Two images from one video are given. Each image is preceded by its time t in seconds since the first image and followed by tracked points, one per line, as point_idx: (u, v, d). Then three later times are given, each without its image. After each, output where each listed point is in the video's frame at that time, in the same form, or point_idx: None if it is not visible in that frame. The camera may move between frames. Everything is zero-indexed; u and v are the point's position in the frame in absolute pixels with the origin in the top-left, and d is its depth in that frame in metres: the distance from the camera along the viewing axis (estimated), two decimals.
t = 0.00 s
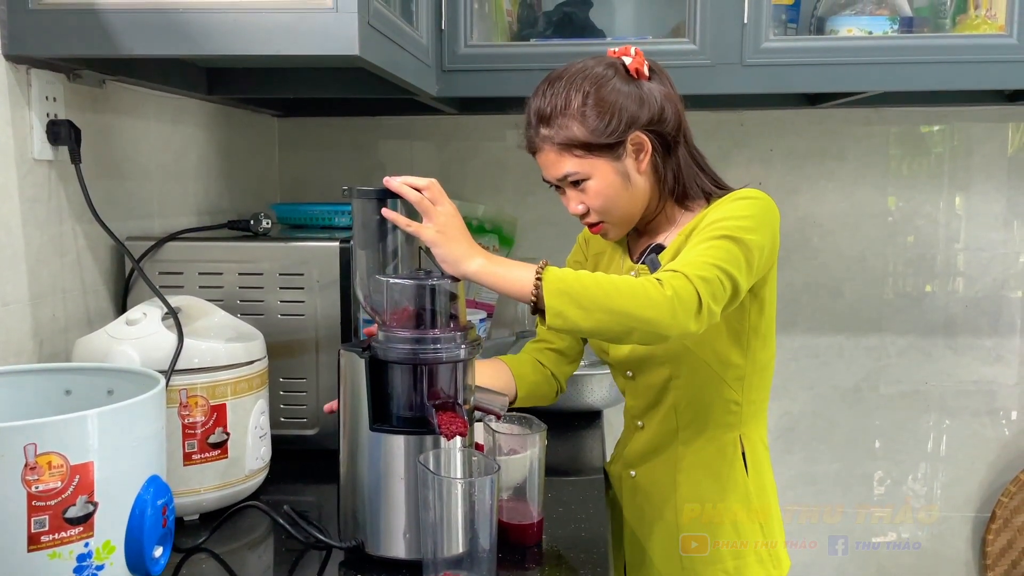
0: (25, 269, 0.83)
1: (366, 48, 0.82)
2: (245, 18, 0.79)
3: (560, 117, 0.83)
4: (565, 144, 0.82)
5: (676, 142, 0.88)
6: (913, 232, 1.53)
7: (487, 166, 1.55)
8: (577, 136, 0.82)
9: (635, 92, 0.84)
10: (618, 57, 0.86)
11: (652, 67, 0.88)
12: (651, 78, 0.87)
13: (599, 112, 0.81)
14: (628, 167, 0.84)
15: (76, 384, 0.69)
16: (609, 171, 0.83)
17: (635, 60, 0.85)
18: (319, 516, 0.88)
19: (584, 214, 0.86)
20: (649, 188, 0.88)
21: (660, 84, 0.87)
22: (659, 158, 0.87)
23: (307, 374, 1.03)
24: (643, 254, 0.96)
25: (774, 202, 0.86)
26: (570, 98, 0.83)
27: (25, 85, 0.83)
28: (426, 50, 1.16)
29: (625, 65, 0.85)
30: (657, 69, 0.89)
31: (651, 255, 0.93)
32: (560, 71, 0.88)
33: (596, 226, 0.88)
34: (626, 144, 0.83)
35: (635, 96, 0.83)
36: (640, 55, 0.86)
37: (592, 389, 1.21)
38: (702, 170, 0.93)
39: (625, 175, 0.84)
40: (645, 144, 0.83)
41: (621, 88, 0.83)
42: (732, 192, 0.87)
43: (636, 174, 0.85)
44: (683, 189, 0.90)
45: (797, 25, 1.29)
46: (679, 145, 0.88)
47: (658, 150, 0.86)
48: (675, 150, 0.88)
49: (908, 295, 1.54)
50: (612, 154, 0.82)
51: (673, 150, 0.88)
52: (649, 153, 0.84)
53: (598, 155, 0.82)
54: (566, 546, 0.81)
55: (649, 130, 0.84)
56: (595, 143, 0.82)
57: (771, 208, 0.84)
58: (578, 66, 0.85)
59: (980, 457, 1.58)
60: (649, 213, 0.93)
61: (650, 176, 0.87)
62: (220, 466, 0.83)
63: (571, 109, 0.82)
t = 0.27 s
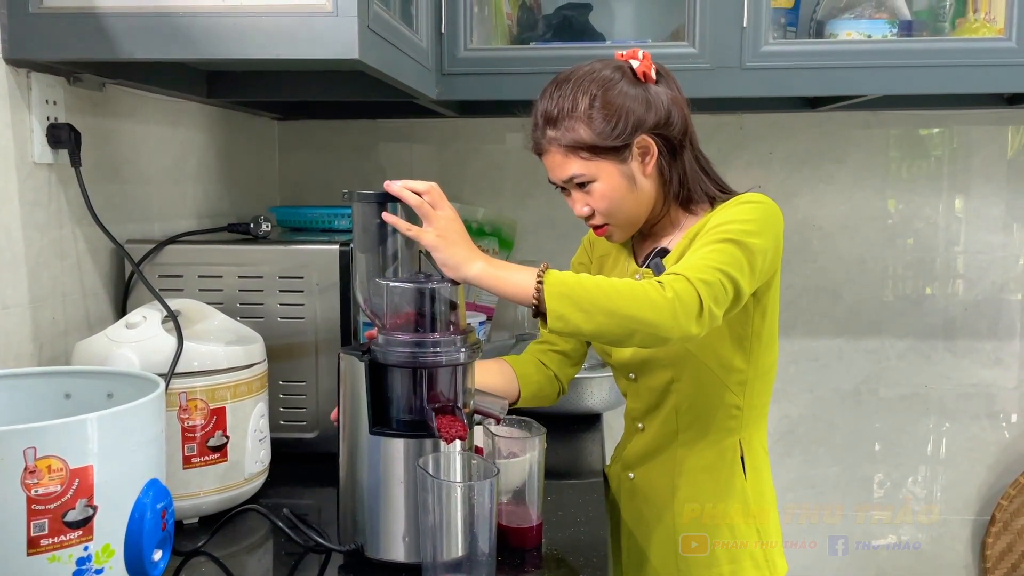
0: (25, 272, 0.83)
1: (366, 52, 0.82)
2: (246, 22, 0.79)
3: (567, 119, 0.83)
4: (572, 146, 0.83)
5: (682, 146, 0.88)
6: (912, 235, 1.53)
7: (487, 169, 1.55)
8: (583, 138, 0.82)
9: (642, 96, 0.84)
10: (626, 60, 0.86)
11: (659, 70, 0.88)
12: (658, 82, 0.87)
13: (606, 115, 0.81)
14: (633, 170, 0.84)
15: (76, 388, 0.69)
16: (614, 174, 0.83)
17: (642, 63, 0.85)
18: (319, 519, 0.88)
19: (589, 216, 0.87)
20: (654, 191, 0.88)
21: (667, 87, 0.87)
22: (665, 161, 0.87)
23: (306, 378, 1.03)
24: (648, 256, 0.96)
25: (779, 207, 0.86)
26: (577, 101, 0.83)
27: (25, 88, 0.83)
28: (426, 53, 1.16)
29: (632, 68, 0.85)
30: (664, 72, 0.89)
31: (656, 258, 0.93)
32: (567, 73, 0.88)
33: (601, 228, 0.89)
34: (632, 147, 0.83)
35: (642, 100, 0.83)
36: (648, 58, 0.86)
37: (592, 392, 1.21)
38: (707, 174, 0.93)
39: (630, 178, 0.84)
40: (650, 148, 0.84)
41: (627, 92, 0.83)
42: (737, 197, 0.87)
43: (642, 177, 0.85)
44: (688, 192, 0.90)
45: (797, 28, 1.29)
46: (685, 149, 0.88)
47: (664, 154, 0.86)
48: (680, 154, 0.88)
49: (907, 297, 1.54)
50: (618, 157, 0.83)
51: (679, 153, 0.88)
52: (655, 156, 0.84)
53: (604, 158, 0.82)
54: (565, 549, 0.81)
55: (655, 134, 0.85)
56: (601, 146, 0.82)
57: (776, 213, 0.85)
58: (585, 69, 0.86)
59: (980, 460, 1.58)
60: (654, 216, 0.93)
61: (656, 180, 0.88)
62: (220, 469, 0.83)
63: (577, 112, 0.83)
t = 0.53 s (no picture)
0: (25, 275, 0.83)
1: (367, 55, 0.82)
2: (246, 25, 0.79)
3: (567, 123, 0.83)
4: (573, 150, 0.82)
5: (682, 149, 0.88)
6: (912, 237, 1.53)
7: (487, 172, 1.55)
8: (584, 142, 0.82)
9: (642, 99, 0.84)
10: (625, 63, 0.86)
11: (658, 73, 0.88)
12: (657, 85, 0.87)
13: (607, 119, 0.81)
14: (634, 174, 0.84)
15: (77, 390, 0.69)
16: (615, 177, 0.83)
17: (642, 67, 0.85)
18: (319, 521, 0.88)
19: (590, 220, 0.87)
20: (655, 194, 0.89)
21: (666, 90, 0.87)
22: (665, 165, 0.87)
23: (307, 380, 1.03)
24: (649, 259, 0.96)
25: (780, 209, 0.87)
26: (577, 104, 0.83)
27: (26, 91, 0.83)
28: (426, 56, 1.17)
29: (631, 71, 0.85)
30: (663, 75, 0.89)
31: (657, 260, 0.93)
32: (566, 76, 0.88)
33: (602, 231, 0.89)
34: (632, 151, 0.83)
35: (642, 103, 0.83)
36: (647, 61, 0.86)
37: (592, 395, 1.21)
38: (707, 176, 0.93)
39: (631, 182, 0.84)
40: (651, 151, 0.84)
41: (628, 95, 0.83)
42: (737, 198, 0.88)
43: (642, 180, 0.85)
44: (689, 195, 0.90)
45: (796, 31, 1.29)
46: (685, 151, 0.89)
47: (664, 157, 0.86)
48: (680, 157, 0.89)
49: (907, 300, 1.55)
50: (619, 161, 0.83)
51: (679, 156, 0.88)
52: (655, 159, 0.85)
53: (605, 162, 0.82)
54: (566, 552, 0.81)
55: (656, 137, 0.85)
56: (603, 150, 0.82)
57: (777, 215, 0.85)
58: (585, 72, 0.85)
59: (980, 463, 1.58)
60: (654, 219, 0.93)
61: (656, 183, 0.88)
62: (221, 471, 0.83)
63: (578, 116, 0.82)
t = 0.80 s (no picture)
0: (27, 278, 0.84)
1: (368, 58, 0.83)
2: (248, 29, 0.79)
3: (568, 128, 0.83)
4: (573, 155, 0.83)
5: (682, 152, 0.88)
6: (912, 240, 1.53)
7: (488, 174, 1.55)
8: (585, 146, 0.82)
9: (642, 103, 0.84)
10: (624, 68, 0.87)
11: (656, 77, 0.89)
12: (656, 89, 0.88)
13: (607, 123, 0.82)
14: (635, 178, 0.84)
15: (78, 393, 0.69)
16: (616, 182, 0.83)
17: (640, 71, 0.85)
18: (320, 524, 0.88)
19: (590, 224, 0.87)
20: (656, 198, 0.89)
21: (665, 94, 0.88)
22: (665, 168, 0.87)
23: (308, 383, 1.03)
24: (648, 262, 0.96)
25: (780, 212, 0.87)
26: (577, 109, 0.83)
27: (28, 94, 0.84)
28: (427, 58, 1.17)
29: (630, 75, 0.85)
30: (661, 79, 0.89)
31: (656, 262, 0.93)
32: (565, 81, 0.88)
33: (603, 235, 0.89)
34: (632, 155, 0.83)
35: (642, 107, 0.84)
36: (645, 65, 0.87)
37: (592, 397, 1.21)
38: (706, 180, 0.94)
39: (631, 185, 0.84)
40: (651, 155, 0.84)
41: (627, 99, 0.83)
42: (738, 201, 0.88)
43: (643, 184, 0.85)
44: (688, 198, 0.91)
45: (797, 34, 1.30)
46: (685, 154, 0.89)
47: (664, 160, 0.86)
48: (680, 160, 0.89)
49: (908, 302, 1.55)
50: (619, 165, 0.83)
51: (679, 160, 0.89)
52: (655, 163, 0.85)
53: (605, 166, 0.83)
54: (567, 554, 0.81)
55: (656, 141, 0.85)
56: (603, 154, 0.82)
57: (777, 218, 0.85)
58: (585, 77, 0.86)
59: (980, 465, 1.58)
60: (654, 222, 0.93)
61: (657, 186, 0.88)
62: (222, 474, 0.83)
63: (578, 120, 0.83)
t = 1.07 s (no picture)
0: (27, 280, 0.84)
1: (368, 61, 0.83)
2: (248, 31, 0.80)
3: (569, 130, 0.83)
4: (574, 157, 0.83)
5: (684, 154, 0.88)
6: (913, 241, 1.53)
7: (488, 176, 1.55)
8: (586, 149, 0.82)
9: (644, 104, 0.84)
10: (625, 70, 0.87)
11: (658, 79, 0.89)
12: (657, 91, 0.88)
13: (607, 125, 0.82)
14: (636, 180, 0.84)
15: (78, 395, 0.69)
16: (617, 184, 0.83)
17: (641, 73, 0.86)
18: (320, 526, 0.88)
19: (591, 226, 0.87)
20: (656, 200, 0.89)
21: (666, 96, 0.88)
22: (666, 170, 0.87)
23: (308, 385, 1.03)
24: (648, 263, 0.96)
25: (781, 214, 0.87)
26: (578, 111, 0.83)
27: (28, 96, 0.84)
28: (428, 60, 1.17)
29: (631, 77, 0.85)
30: (662, 81, 0.89)
31: (657, 264, 0.93)
32: (566, 83, 0.88)
33: (603, 237, 0.89)
34: (634, 157, 0.83)
35: (642, 109, 0.84)
36: (647, 67, 0.87)
37: (592, 400, 1.21)
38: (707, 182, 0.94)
39: (632, 188, 0.84)
40: (652, 157, 0.84)
41: (629, 101, 0.83)
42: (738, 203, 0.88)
43: (644, 186, 0.85)
44: (689, 200, 0.91)
45: (797, 36, 1.30)
46: (685, 156, 0.89)
47: (666, 162, 0.86)
48: (680, 162, 0.88)
49: (908, 304, 1.55)
50: (620, 167, 0.83)
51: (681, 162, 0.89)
52: (657, 166, 0.85)
53: (606, 168, 0.82)
54: (567, 556, 0.81)
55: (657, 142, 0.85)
56: (604, 156, 0.82)
57: (778, 220, 0.85)
58: (586, 79, 0.86)
59: (981, 467, 1.58)
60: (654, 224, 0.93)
61: (658, 188, 0.88)
62: (222, 476, 0.83)
63: (579, 122, 0.83)
